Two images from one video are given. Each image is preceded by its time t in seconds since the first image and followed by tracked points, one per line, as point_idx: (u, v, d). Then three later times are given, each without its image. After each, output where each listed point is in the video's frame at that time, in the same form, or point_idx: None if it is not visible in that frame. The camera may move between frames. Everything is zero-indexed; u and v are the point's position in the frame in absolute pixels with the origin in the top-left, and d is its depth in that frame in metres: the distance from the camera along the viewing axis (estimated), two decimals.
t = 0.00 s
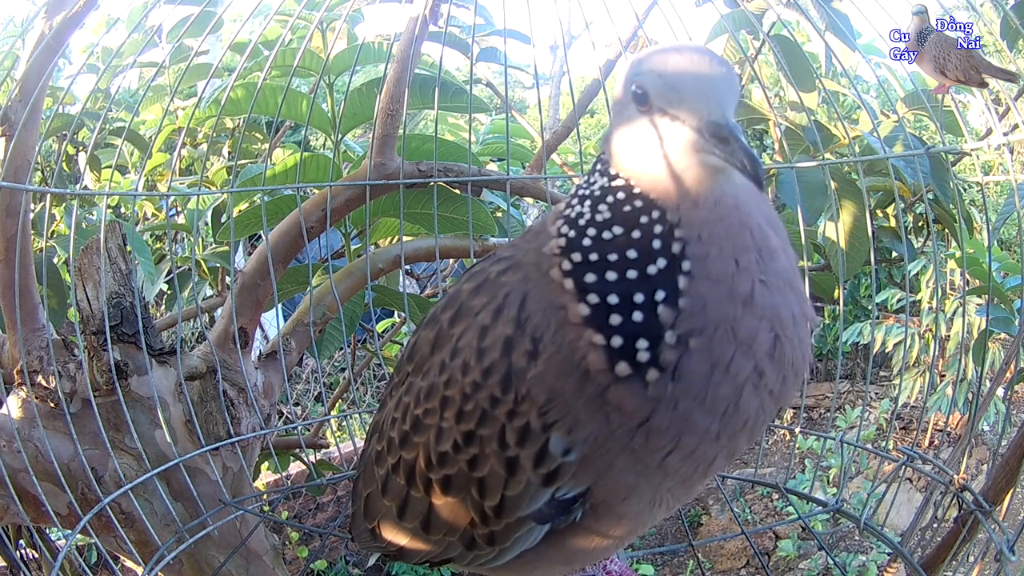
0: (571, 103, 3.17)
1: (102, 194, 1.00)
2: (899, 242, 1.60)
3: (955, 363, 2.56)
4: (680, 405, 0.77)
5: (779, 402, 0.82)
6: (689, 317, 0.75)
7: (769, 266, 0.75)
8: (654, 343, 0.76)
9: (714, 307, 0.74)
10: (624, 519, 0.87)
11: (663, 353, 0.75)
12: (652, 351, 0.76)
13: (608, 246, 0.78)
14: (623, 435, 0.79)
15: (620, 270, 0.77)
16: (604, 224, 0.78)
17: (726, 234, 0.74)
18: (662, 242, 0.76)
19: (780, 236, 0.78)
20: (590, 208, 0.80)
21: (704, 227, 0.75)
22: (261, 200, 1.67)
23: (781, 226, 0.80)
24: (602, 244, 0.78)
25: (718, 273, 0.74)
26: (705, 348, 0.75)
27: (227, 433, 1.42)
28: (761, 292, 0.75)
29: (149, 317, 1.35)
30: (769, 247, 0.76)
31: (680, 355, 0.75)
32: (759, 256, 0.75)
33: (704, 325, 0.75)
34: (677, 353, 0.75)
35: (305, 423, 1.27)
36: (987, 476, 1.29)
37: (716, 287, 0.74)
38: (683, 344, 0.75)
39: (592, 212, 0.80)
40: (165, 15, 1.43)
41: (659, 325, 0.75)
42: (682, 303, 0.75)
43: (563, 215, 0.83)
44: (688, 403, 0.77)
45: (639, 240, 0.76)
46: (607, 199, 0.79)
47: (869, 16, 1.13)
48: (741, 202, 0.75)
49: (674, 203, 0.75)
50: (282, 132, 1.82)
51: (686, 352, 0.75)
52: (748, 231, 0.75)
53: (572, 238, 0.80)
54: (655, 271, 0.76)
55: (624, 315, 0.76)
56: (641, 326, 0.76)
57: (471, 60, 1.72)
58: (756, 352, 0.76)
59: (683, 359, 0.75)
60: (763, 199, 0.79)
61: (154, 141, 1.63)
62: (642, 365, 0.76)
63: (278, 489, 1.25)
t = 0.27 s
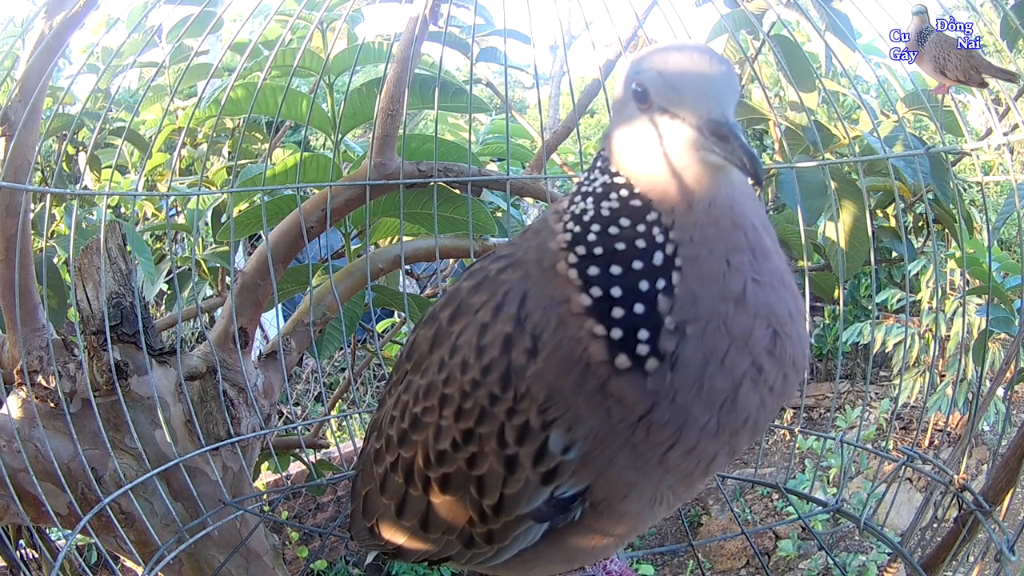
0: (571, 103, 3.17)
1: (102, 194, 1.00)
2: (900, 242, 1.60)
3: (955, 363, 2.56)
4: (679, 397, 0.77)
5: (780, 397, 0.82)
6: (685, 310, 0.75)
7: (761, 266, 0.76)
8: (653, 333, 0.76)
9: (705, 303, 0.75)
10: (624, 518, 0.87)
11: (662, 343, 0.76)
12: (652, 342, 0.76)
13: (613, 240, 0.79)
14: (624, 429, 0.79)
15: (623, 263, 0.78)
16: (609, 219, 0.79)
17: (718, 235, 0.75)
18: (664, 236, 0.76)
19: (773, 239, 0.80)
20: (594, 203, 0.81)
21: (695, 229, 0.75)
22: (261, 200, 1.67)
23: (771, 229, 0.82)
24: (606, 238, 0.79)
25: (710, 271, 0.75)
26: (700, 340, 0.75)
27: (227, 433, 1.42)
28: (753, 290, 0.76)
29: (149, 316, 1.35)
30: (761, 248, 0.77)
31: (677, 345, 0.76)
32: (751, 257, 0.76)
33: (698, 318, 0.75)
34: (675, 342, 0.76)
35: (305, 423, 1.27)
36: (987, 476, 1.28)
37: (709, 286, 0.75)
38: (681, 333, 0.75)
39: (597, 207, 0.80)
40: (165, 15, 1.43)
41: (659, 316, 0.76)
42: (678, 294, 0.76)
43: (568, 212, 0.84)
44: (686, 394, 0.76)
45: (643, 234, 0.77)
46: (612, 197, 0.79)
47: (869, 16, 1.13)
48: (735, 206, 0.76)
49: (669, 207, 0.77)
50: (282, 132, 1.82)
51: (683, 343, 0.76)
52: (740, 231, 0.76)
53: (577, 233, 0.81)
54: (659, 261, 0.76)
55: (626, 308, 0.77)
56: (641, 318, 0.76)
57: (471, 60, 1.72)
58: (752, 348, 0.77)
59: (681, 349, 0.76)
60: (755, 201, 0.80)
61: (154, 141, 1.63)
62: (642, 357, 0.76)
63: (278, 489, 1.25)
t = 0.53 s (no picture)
0: (571, 103, 3.17)
1: (102, 194, 1.00)
2: (900, 242, 1.60)
3: (955, 363, 2.56)
4: (681, 393, 0.77)
5: (782, 393, 0.83)
6: (684, 305, 0.76)
7: (759, 264, 0.77)
8: (653, 329, 0.76)
9: (703, 300, 0.76)
10: (625, 518, 0.87)
11: (663, 339, 0.76)
12: (652, 338, 0.76)
13: (614, 236, 0.79)
14: (626, 426, 0.79)
15: (623, 259, 0.78)
16: (609, 216, 0.79)
17: (717, 233, 0.76)
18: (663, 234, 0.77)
19: (769, 238, 0.81)
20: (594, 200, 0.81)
21: (694, 229, 0.76)
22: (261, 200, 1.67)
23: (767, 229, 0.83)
24: (607, 235, 0.79)
25: (708, 269, 0.76)
26: (700, 337, 0.76)
27: (228, 433, 1.42)
28: (752, 287, 0.77)
29: (149, 316, 1.35)
30: (758, 247, 0.78)
31: (678, 341, 0.76)
32: (749, 255, 0.77)
33: (697, 313, 0.76)
34: (676, 338, 0.76)
35: (305, 423, 1.27)
36: (987, 476, 1.28)
37: (708, 284, 0.76)
38: (681, 329, 0.76)
39: (597, 204, 0.80)
40: (165, 15, 1.43)
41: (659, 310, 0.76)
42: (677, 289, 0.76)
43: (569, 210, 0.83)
44: (688, 390, 0.77)
45: (642, 231, 0.77)
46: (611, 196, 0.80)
47: (869, 17, 1.13)
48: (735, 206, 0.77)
49: (666, 206, 0.77)
50: (282, 132, 1.82)
51: (683, 338, 0.76)
52: (739, 230, 0.77)
53: (578, 230, 0.81)
54: (660, 257, 0.77)
55: (627, 304, 0.77)
56: (642, 313, 0.77)
57: (471, 60, 1.72)
58: (752, 344, 0.77)
59: (681, 344, 0.76)
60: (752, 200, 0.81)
61: (154, 141, 1.63)
62: (642, 353, 0.77)
63: (278, 489, 1.25)
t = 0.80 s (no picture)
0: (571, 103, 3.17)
1: (102, 194, 1.00)
2: (899, 242, 1.60)
3: (956, 363, 2.56)
4: (681, 343, 0.72)
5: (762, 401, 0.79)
6: (721, 275, 0.71)
7: (813, 283, 0.74)
8: (677, 277, 0.71)
9: (753, 282, 0.71)
10: (610, 515, 0.85)
11: (682, 291, 0.71)
12: (671, 285, 0.71)
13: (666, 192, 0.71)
14: (616, 411, 0.75)
15: (669, 214, 0.71)
16: (670, 176, 0.71)
17: (798, 235, 0.72)
18: (731, 214, 0.70)
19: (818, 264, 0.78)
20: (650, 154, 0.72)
21: (780, 218, 0.71)
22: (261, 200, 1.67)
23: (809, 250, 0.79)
24: (659, 189, 0.71)
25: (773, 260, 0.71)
26: (727, 305, 0.71)
27: (227, 433, 1.42)
28: (798, 300, 0.73)
29: (150, 316, 1.35)
30: (817, 267, 0.74)
31: (699, 300, 0.71)
32: (808, 269, 0.73)
33: (733, 288, 0.71)
34: (696, 296, 0.71)
35: (305, 423, 1.27)
36: (987, 476, 1.28)
37: (767, 274, 0.71)
38: (704, 291, 0.71)
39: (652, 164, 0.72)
40: (165, 15, 1.43)
41: (690, 268, 0.71)
42: (721, 259, 0.71)
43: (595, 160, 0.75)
44: (692, 346, 0.72)
45: (707, 201, 0.70)
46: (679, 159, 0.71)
47: (869, 16, 1.13)
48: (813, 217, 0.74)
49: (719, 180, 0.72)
50: (282, 132, 1.82)
51: (706, 299, 0.71)
52: (810, 240, 0.73)
53: (616, 183, 0.73)
54: (708, 229, 0.70)
55: (655, 252, 0.70)
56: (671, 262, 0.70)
57: (471, 59, 1.72)
58: (765, 343, 0.73)
59: (701, 304, 0.71)
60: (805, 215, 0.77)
61: (154, 141, 1.63)
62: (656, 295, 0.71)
63: (278, 489, 1.25)
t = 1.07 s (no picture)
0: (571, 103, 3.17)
1: (102, 194, 1.00)
2: (899, 242, 1.60)
3: (955, 363, 2.56)
4: (695, 375, 0.74)
5: (770, 414, 0.82)
6: (738, 301, 0.73)
7: (821, 297, 0.76)
8: (692, 311, 0.73)
9: (766, 303, 0.73)
10: (614, 519, 0.87)
11: (699, 324, 0.73)
12: (688, 319, 0.73)
13: (678, 217, 0.73)
14: (626, 419, 0.77)
15: (683, 240, 0.73)
16: (683, 199, 0.73)
17: (807, 251, 0.74)
18: (741, 234, 0.73)
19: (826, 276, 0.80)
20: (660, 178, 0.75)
21: (790, 234, 0.73)
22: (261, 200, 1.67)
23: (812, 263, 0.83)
24: (671, 214, 0.73)
25: (782, 279, 0.74)
26: (741, 333, 0.73)
27: (227, 433, 1.42)
28: (809, 315, 0.76)
29: (149, 316, 1.35)
30: (827, 281, 0.77)
31: (714, 332, 0.73)
32: (818, 284, 0.76)
33: (747, 314, 0.73)
34: (713, 327, 0.73)
35: (305, 423, 1.27)
36: (987, 476, 1.28)
37: (779, 292, 0.74)
38: (721, 321, 0.73)
39: (666, 186, 0.74)
40: (165, 15, 1.43)
41: (706, 297, 0.73)
42: (735, 285, 0.73)
43: (607, 185, 0.77)
44: (701, 375, 0.74)
45: (718, 221, 0.73)
46: (688, 180, 0.74)
47: (870, 16, 1.13)
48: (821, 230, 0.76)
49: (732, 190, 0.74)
50: (282, 132, 1.82)
51: (722, 330, 0.73)
52: (820, 255, 0.75)
53: (629, 207, 0.75)
54: (722, 252, 0.72)
55: (674, 283, 0.72)
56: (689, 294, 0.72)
57: (471, 60, 1.72)
58: (778, 361, 0.76)
59: (717, 335, 0.73)
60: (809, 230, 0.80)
61: (154, 141, 1.63)
62: (672, 328, 0.73)
63: (278, 489, 1.25)
